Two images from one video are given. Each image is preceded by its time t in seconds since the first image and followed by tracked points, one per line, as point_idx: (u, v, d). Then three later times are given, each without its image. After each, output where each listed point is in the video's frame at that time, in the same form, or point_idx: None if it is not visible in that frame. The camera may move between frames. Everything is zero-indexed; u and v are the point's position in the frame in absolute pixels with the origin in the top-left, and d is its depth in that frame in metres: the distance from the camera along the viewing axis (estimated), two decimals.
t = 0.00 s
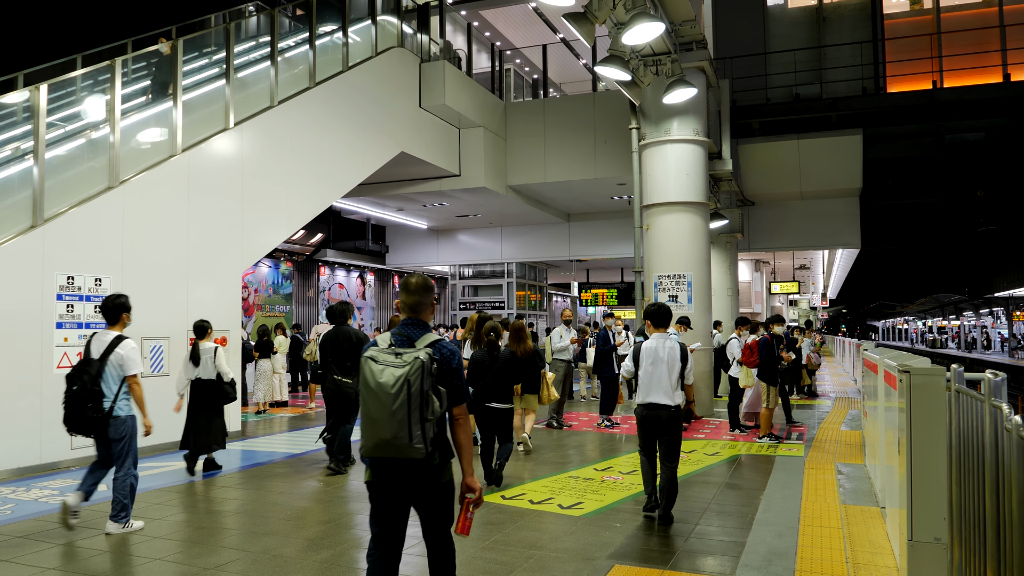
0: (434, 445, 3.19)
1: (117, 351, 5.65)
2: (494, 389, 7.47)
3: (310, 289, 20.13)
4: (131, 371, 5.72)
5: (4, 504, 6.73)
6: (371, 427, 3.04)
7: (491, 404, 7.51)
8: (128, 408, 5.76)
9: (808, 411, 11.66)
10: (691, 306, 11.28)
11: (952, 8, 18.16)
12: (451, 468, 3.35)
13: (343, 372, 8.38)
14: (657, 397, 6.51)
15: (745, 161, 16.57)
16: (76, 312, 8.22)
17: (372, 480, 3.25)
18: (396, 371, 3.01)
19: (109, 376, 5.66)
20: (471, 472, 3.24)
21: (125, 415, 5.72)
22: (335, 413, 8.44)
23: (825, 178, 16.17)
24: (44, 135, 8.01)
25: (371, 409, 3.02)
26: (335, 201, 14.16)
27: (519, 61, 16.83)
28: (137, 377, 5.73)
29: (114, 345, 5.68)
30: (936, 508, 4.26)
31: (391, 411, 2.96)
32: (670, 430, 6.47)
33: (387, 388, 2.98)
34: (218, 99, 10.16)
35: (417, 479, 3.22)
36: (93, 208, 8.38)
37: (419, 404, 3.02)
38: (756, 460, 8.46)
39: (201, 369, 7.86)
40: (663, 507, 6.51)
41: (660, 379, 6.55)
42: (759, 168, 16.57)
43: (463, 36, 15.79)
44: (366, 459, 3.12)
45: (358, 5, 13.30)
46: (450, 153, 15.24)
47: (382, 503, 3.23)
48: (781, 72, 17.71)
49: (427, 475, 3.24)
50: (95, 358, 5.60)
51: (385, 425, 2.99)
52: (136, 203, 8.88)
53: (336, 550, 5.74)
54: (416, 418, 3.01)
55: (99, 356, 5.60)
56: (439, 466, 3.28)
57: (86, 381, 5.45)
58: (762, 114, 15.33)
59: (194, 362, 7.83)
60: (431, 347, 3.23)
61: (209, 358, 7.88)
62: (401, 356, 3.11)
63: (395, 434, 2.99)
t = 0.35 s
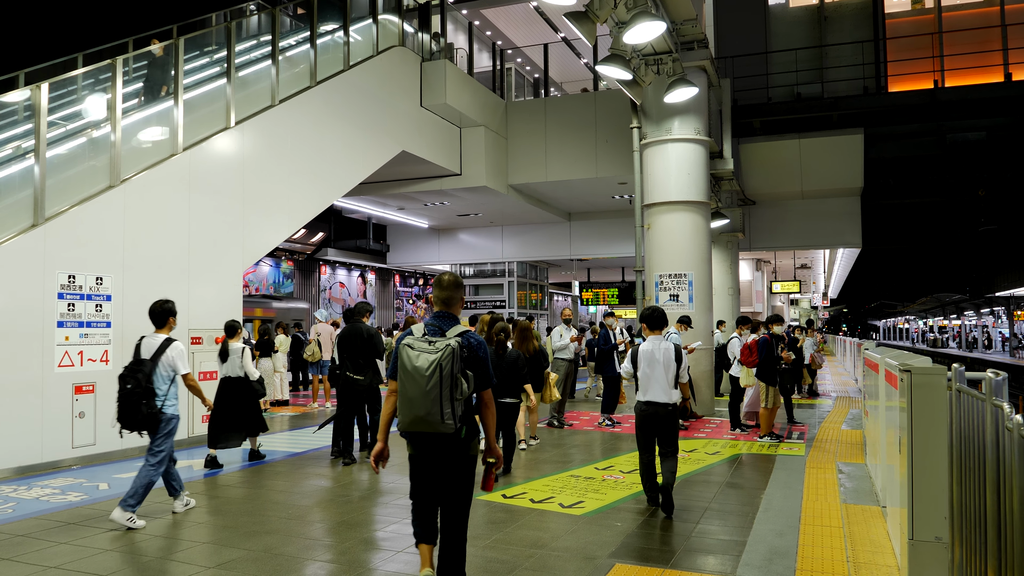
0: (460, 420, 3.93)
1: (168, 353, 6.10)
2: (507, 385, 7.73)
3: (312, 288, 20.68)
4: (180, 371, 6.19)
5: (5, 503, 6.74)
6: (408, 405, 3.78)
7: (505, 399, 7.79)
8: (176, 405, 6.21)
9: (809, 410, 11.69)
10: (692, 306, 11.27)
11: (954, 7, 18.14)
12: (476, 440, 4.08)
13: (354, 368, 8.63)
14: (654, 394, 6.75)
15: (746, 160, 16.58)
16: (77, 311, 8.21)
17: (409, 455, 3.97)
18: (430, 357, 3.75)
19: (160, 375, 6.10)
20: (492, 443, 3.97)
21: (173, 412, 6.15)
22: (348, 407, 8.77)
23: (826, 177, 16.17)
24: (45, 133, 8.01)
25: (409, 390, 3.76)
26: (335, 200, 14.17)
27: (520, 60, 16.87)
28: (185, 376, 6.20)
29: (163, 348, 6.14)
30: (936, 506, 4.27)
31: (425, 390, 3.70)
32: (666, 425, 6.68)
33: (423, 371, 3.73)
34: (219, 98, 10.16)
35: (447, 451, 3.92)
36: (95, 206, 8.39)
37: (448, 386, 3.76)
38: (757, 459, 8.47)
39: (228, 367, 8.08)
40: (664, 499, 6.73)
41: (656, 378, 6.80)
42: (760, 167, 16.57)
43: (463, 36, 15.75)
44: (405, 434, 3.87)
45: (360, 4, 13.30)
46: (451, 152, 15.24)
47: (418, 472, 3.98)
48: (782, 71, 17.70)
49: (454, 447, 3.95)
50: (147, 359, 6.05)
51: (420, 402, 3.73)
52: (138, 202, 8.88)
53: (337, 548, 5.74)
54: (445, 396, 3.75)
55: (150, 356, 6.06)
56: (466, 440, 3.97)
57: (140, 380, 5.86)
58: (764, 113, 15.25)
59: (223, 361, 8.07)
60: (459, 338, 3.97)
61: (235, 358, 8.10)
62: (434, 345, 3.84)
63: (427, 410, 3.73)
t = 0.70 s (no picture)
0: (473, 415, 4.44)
1: (205, 345, 6.42)
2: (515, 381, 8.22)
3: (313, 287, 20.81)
4: (216, 363, 6.47)
5: (6, 502, 6.75)
6: (427, 402, 4.29)
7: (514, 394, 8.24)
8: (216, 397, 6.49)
9: (810, 408, 11.72)
10: (693, 304, 11.28)
11: (954, 6, 18.15)
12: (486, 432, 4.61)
13: (375, 366, 8.88)
14: (656, 390, 7.10)
15: (747, 159, 16.60)
16: (78, 310, 8.21)
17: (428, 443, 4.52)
18: (445, 358, 4.26)
19: (198, 368, 6.40)
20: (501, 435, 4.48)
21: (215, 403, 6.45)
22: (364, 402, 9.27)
23: (826, 176, 16.18)
24: (46, 132, 8.02)
25: (427, 388, 4.27)
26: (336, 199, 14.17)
27: (521, 59, 16.91)
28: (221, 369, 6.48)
29: (202, 342, 6.46)
30: (938, 505, 4.27)
31: (442, 389, 4.22)
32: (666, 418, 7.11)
33: (440, 371, 4.24)
34: (219, 97, 10.17)
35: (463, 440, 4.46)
36: (96, 205, 8.39)
37: (462, 384, 4.27)
38: (758, 458, 8.47)
39: (260, 361, 8.48)
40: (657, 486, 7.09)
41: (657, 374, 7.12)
42: (760, 166, 16.58)
43: (464, 34, 15.82)
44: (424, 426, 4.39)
45: (360, 3, 13.30)
46: (452, 151, 15.26)
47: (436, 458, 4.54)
48: (783, 70, 17.70)
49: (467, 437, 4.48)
50: (187, 352, 6.37)
51: (437, 399, 4.26)
52: (139, 201, 8.89)
53: (337, 547, 5.74)
54: (460, 393, 4.27)
55: (189, 350, 6.37)
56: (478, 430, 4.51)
57: (179, 372, 6.16)
58: (764, 111, 15.25)
59: (254, 355, 8.42)
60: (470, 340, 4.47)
61: (266, 352, 8.54)
62: (448, 348, 4.35)
63: (445, 405, 4.25)
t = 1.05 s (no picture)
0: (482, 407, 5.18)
1: (247, 347, 6.66)
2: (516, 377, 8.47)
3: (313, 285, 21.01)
4: (258, 363, 6.69)
5: (8, 501, 6.76)
6: (444, 394, 5.00)
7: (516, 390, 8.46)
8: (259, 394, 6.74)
9: (811, 407, 11.71)
10: (694, 303, 11.27)
11: (955, 5, 18.14)
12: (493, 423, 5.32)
13: (393, 363, 8.97)
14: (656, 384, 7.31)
15: (748, 158, 16.61)
16: (79, 309, 8.21)
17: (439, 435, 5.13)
18: (461, 355, 4.99)
19: (242, 367, 6.67)
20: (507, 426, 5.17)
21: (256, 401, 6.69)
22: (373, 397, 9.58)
23: (828, 176, 16.17)
24: (47, 132, 8.01)
25: (445, 382, 4.99)
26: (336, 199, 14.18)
27: (522, 58, 16.92)
28: (263, 369, 6.74)
29: (245, 342, 6.69)
30: (940, 503, 4.27)
31: (459, 382, 4.94)
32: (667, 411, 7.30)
33: (456, 366, 4.97)
34: (220, 96, 10.16)
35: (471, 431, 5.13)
36: (97, 205, 8.39)
37: (474, 379, 5.01)
38: (759, 457, 8.45)
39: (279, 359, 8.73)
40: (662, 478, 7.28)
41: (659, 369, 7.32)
42: (761, 165, 16.59)
43: (465, 34, 15.83)
44: (440, 417, 5.08)
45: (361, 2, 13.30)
46: (452, 150, 15.25)
47: (447, 449, 5.14)
48: (783, 69, 17.70)
49: (477, 428, 5.16)
50: (230, 353, 6.61)
51: (454, 392, 4.97)
52: (140, 200, 8.89)
53: (339, 546, 5.72)
54: (473, 386, 5.00)
55: (232, 350, 6.60)
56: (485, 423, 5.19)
57: (225, 373, 6.47)
58: (765, 110, 15.25)
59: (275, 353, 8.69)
60: (482, 340, 5.23)
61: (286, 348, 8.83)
62: (462, 348, 5.09)
63: (460, 398, 4.96)
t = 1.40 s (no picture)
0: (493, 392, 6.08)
1: (278, 346, 7.44)
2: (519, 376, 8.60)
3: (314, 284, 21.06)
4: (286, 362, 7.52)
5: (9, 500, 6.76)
6: (460, 381, 5.95)
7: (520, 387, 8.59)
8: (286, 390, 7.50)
9: (811, 406, 11.72)
10: (695, 302, 11.25)
11: (956, 3, 18.13)
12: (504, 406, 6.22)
13: (410, 359, 9.12)
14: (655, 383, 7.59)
15: (750, 156, 16.50)
16: (80, 309, 8.21)
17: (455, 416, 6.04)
18: (475, 347, 5.91)
19: (272, 365, 7.43)
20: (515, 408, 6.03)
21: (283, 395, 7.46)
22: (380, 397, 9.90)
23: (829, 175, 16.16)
24: (48, 131, 8.00)
25: (461, 370, 5.93)
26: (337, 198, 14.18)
27: (523, 57, 16.90)
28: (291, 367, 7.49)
29: (273, 343, 7.46)
30: (941, 501, 4.27)
31: (471, 371, 5.86)
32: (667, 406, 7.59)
33: (470, 358, 5.89)
34: (221, 95, 10.16)
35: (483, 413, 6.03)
36: (98, 204, 8.39)
37: (485, 368, 5.93)
38: (761, 455, 8.44)
39: (300, 358, 9.43)
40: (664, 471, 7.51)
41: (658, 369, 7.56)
42: (762, 163, 16.57)
43: (466, 32, 15.83)
44: (456, 401, 6.04)
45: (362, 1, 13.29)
46: (453, 150, 15.25)
47: (461, 427, 6.11)
48: (784, 67, 17.69)
49: (488, 411, 6.06)
50: (261, 351, 7.36)
51: (468, 380, 5.91)
52: (140, 200, 8.89)
53: (340, 546, 5.72)
54: (484, 375, 5.90)
55: (264, 350, 7.31)
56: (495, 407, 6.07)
57: (257, 370, 7.14)
58: (766, 108, 15.23)
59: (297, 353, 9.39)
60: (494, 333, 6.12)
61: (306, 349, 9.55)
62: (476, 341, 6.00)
63: (473, 385, 5.90)
